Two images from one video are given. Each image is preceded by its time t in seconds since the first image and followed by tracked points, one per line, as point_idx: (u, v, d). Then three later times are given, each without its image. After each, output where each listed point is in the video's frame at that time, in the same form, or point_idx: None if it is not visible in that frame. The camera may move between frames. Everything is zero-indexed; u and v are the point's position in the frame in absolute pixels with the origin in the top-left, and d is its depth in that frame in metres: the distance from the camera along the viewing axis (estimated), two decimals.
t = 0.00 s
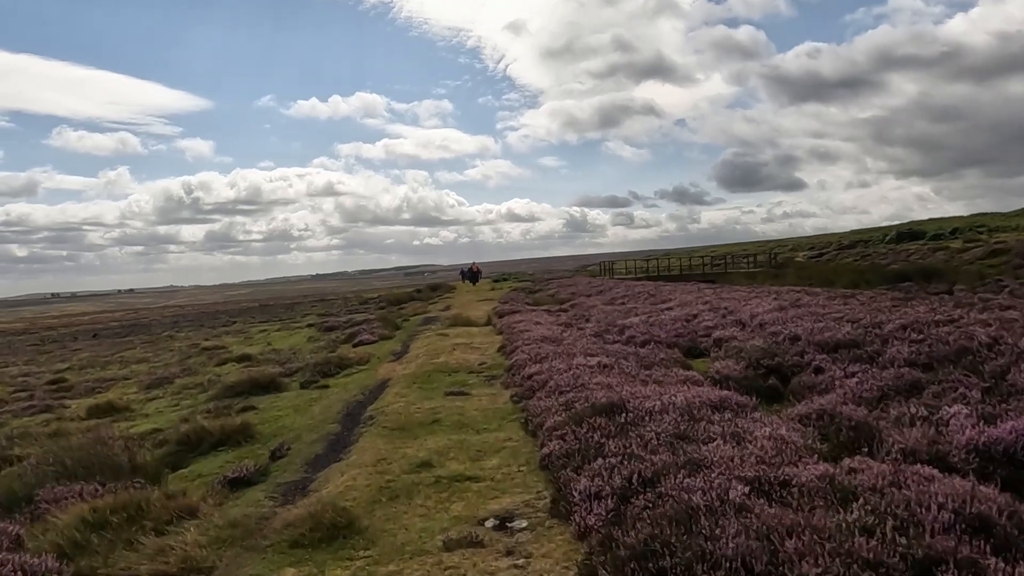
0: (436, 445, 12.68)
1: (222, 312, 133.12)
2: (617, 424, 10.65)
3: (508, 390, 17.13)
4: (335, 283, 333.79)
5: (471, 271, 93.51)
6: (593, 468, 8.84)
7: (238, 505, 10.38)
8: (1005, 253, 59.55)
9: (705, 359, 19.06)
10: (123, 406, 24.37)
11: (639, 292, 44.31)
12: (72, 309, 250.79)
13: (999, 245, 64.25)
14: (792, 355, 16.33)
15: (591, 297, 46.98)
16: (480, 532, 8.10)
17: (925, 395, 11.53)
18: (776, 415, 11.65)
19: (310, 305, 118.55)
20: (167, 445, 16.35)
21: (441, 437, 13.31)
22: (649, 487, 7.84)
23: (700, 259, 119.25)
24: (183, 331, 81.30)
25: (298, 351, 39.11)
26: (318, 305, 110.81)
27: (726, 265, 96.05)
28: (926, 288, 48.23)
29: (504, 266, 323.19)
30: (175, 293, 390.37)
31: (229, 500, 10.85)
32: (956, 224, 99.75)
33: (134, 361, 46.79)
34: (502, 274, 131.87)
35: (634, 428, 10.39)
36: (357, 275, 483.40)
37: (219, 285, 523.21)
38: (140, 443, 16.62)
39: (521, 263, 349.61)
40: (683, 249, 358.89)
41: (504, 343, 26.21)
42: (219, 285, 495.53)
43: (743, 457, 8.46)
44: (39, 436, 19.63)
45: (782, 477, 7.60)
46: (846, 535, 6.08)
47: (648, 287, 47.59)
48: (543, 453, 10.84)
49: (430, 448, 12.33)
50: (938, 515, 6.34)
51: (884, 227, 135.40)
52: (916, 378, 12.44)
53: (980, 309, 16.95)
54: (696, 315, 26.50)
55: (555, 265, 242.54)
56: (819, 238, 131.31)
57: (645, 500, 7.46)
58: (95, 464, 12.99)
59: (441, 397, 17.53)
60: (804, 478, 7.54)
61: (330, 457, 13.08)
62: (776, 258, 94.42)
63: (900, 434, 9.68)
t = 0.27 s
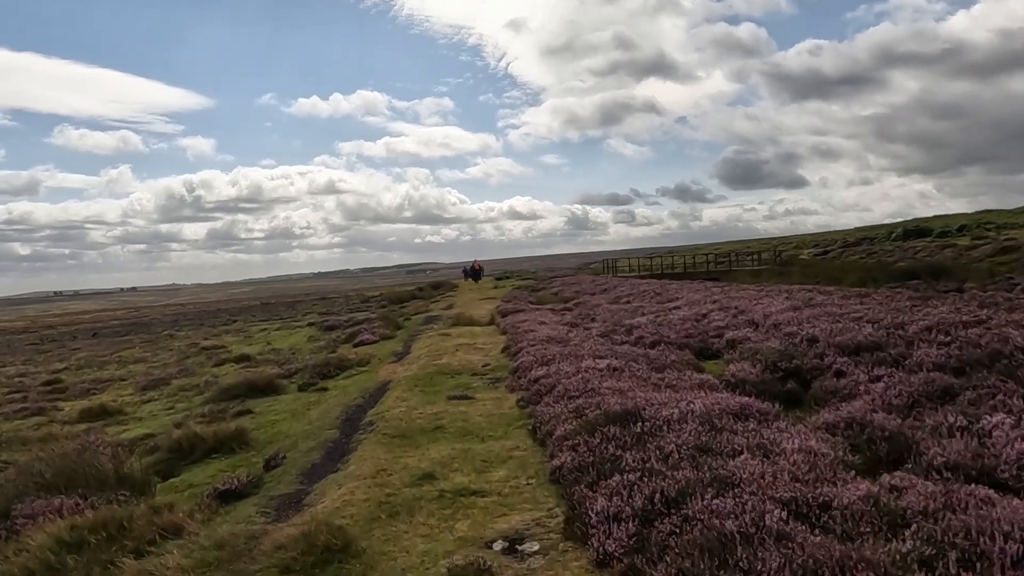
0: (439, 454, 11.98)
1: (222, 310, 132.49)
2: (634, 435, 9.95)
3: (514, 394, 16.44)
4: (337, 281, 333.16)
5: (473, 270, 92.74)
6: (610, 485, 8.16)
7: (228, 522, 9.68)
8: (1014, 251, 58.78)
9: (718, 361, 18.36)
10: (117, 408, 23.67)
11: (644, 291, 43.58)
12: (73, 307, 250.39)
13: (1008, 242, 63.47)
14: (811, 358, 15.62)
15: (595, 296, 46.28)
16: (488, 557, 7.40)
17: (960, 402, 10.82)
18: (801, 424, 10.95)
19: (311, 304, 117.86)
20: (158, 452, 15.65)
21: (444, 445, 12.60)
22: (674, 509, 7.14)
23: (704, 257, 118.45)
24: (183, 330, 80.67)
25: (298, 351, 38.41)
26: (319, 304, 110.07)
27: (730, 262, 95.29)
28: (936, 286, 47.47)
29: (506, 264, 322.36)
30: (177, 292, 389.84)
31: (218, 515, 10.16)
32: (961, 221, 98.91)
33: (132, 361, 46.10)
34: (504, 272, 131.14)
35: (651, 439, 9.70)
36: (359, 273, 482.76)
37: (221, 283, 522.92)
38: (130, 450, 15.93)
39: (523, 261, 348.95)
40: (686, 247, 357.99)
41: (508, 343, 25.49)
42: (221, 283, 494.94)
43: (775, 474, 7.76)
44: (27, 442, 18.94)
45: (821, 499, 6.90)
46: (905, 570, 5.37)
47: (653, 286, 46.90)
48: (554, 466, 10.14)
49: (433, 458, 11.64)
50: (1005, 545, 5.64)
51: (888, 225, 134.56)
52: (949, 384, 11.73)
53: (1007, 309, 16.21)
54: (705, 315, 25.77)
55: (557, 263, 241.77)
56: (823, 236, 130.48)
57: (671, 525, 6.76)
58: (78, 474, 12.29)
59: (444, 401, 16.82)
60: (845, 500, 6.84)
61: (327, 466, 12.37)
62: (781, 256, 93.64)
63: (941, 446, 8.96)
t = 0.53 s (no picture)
0: (438, 462, 11.25)
1: (221, 309, 131.74)
2: (648, 445, 9.23)
3: (516, 397, 15.73)
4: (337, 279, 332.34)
5: (473, 269, 91.98)
6: (625, 502, 7.44)
7: (209, 538, 8.97)
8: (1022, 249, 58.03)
9: (729, 362, 17.62)
10: (105, 410, 22.94)
11: (648, 289, 42.82)
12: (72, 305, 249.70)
13: (1014, 240, 62.72)
14: (828, 358, 14.89)
15: (598, 294, 45.50)
16: None
17: (997, 407, 10.09)
18: (826, 431, 10.22)
19: (310, 302, 117.12)
20: (143, 458, 14.94)
21: (444, 452, 11.87)
22: (700, 531, 6.43)
23: (705, 255, 117.70)
24: (180, 329, 79.93)
25: (295, 351, 37.69)
26: (318, 303, 109.32)
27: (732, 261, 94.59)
28: (944, 285, 46.72)
29: (506, 263, 321.56)
30: (177, 290, 389.20)
31: (199, 531, 9.45)
32: (966, 219, 98.14)
33: (126, 361, 45.36)
34: (504, 270, 130.57)
35: (667, 449, 8.98)
36: (359, 271, 481.96)
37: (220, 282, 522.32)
38: (114, 458, 15.20)
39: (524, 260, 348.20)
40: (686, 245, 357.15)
41: (509, 344, 24.76)
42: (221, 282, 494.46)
43: (809, 491, 7.04)
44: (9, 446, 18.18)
45: (864, 520, 6.18)
46: None
47: (656, 284, 46.15)
48: (562, 477, 9.41)
49: (431, 467, 10.91)
50: None
51: (891, 223, 133.84)
52: (983, 387, 10.98)
53: None
54: (714, 313, 25.01)
55: (558, 261, 241.03)
56: (825, 234, 129.70)
57: (697, 550, 6.06)
58: (53, 484, 11.56)
59: (443, 404, 16.10)
60: (892, 522, 6.12)
61: (318, 475, 11.65)
62: (784, 254, 92.90)
63: (985, 456, 8.22)
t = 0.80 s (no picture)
0: (432, 474, 10.44)
1: (218, 307, 130.85)
2: (660, 459, 8.44)
3: (516, 401, 14.92)
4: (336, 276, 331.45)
5: (473, 265, 91.15)
6: (638, 528, 6.65)
7: (177, 563, 8.16)
8: None
9: (739, 364, 16.82)
10: (89, 412, 22.10)
11: (650, 287, 42.02)
12: (69, 302, 248.68)
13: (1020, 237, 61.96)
14: (846, 361, 14.08)
15: (598, 292, 44.72)
16: None
17: None
18: (853, 442, 9.39)
19: (308, 300, 116.25)
20: (121, 467, 14.13)
21: (438, 463, 11.08)
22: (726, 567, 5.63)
23: (706, 252, 116.90)
24: (175, 327, 79.04)
25: (290, 350, 36.90)
26: (316, 300, 108.53)
27: (734, 258, 93.83)
28: (950, 282, 45.99)
29: (506, 260, 320.75)
30: (175, 287, 388.09)
31: (169, 554, 8.63)
32: (968, 216, 97.40)
33: (118, 359, 44.50)
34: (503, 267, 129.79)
35: (682, 464, 8.19)
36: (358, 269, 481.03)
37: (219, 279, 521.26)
38: (91, 467, 14.38)
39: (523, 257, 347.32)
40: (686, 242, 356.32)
41: (508, 343, 23.95)
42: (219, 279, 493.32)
43: (847, 518, 6.24)
44: None
45: (916, 555, 5.38)
46: None
47: (658, 281, 45.33)
48: (566, 494, 8.62)
49: (424, 480, 10.10)
50: None
51: (893, 220, 133.14)
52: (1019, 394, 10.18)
53: None
54: (720, 312, 24.19)
55: (557, 258, 240.11)
56: (826, 231, 128.92)
57: None
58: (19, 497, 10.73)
59: (439, 409, 15.30)
60: (948, 557, 5.33)
61: (303, 488, 10.84)
62: (785, 251, 92.11)
63: None
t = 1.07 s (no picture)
0: (430, 494, 9.71)
1: (215, 306, 130.01)
2: (680, 483, 7.71)
3: (520, 412, 14.17)
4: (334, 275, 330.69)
5: (472, 264, 90.43)
6: (662, 568, 5.92)
7: None
8: None
9: (751, 371, 16.12)
10: (75, 418, 21.33)
11: (652, 287, 41.30)
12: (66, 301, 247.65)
13: None
14: (867, 369, 13.37)
15: (600, 292, 44.00)
16: None
17: None
18: (887, 463, 8.69)
19: (305, 299, 115.45)
20: (102, 480, 13.39)
21: (438, 480, 10.35)
22: None
23: (706, 251, 116.22)
24: (171, 327, 78.21)
25: (286, 351, 36.19)
26: (314, 299, 107.77)
27: (734, 257, 93.14)
28: (956, 282, 45.33)
29: (504, 259, 320.28)
30: (172, 286, 386.97)
31: None
32: (970, 215, 96.81)
33: (110, 361, 43.69)
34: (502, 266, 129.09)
35: (705, 489, 7.47)
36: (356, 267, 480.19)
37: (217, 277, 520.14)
38: (71, 481, 13.64)
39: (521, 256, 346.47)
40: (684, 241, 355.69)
41: (509, 347, 23.22)
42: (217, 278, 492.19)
43: (900, 559, 5.52)
44: None
45: None
46: None
47: (660, 282, 44.62)
48: (577, 519, 7.90)
49: (423, 501, 9.36)
50: None
51: (895, 218, 132.33)
52: None
53: None
54: (727, 315, 23.49)
55: (555, 258, 239.26)
56: (827, 230, 128.31)
57: None
58: None
59: (438, 418, 14.58)
60: None
61: (292, 508, 10.09)
62: (786, 250, 91.45)
63: None
